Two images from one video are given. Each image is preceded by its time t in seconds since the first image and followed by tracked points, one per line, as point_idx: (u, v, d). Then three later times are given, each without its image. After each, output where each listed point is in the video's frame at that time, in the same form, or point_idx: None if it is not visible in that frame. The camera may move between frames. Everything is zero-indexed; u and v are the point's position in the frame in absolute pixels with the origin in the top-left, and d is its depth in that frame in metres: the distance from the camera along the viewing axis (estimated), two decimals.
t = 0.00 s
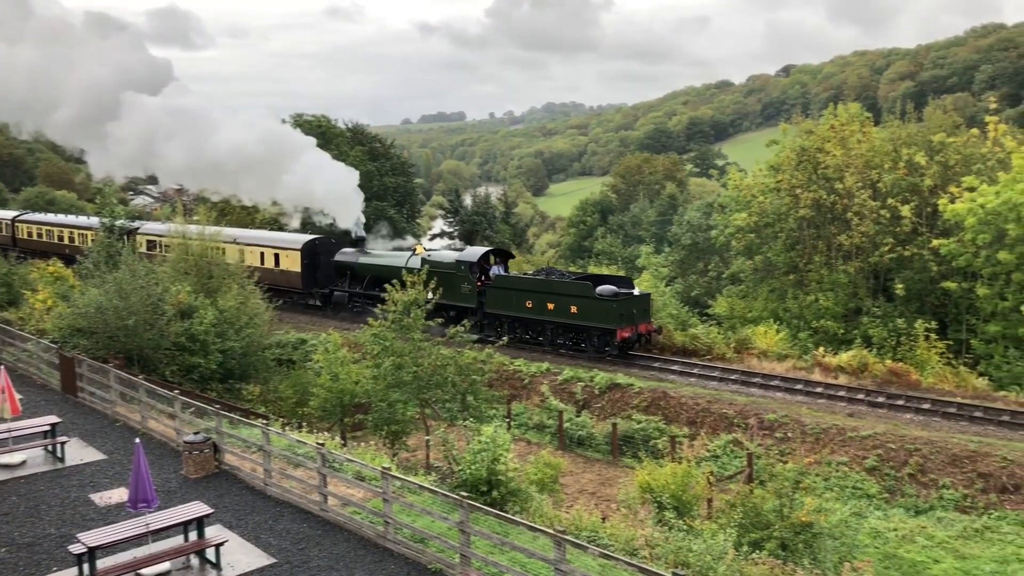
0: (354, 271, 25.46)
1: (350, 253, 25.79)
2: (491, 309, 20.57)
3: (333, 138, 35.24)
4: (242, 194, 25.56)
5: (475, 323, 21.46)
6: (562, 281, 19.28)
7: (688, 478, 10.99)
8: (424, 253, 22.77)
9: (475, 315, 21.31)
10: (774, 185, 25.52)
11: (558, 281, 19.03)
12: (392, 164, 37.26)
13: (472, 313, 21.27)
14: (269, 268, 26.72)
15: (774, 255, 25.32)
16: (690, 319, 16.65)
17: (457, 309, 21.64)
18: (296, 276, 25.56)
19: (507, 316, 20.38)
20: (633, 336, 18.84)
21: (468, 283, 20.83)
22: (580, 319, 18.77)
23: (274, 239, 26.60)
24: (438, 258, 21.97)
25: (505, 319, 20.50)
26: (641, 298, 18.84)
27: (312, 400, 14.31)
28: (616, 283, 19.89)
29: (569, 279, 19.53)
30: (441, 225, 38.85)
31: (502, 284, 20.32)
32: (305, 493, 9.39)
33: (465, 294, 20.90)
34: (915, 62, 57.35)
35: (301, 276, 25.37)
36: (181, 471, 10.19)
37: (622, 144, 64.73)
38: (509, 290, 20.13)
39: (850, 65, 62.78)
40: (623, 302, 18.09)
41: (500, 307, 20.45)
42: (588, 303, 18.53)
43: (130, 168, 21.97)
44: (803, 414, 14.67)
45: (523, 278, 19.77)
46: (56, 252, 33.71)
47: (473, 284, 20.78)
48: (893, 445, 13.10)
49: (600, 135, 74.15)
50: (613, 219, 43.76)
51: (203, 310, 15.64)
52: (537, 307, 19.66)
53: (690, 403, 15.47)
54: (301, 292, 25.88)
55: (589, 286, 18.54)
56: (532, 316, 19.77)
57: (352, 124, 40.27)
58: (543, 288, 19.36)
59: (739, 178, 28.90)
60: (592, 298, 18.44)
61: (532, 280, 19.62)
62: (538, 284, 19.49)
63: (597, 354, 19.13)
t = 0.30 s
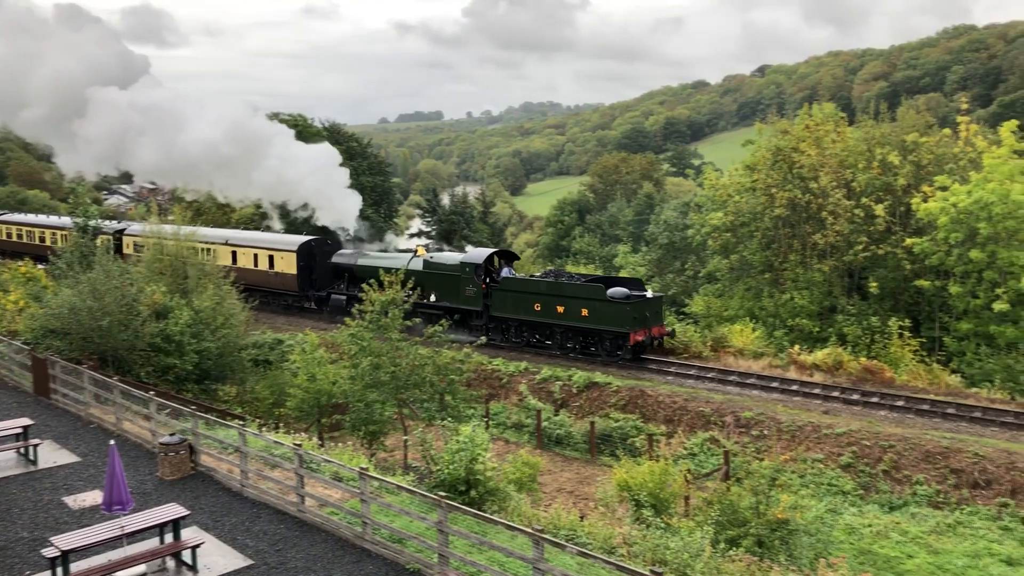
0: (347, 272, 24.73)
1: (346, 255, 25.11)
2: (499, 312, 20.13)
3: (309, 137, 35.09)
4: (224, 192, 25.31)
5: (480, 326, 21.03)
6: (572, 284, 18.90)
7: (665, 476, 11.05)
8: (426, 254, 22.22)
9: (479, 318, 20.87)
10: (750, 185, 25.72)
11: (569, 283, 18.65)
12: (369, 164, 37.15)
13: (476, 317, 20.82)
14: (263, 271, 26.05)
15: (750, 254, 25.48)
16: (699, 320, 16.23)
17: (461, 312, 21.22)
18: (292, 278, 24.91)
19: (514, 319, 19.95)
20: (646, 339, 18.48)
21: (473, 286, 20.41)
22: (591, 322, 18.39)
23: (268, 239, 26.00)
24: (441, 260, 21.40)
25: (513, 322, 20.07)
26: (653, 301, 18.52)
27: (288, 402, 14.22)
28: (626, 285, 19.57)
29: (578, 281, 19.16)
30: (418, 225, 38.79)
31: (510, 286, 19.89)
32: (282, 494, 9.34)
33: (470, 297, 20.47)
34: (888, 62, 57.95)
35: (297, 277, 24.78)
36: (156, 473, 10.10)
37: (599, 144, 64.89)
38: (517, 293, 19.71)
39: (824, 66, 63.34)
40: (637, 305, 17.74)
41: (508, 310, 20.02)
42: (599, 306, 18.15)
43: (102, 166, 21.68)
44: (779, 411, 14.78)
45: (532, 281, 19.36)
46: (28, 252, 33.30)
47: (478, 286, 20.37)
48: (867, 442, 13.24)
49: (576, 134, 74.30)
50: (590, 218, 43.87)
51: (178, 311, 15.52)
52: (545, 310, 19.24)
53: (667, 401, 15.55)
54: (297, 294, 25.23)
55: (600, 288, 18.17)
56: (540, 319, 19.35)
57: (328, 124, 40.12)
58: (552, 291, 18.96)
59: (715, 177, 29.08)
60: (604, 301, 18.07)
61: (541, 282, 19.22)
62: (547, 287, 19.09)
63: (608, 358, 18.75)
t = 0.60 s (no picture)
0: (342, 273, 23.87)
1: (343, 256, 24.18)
2: (506, 315, 19.48)
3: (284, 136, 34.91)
4: (211, 191, 25.08)
5: (485, 329, 20.41)
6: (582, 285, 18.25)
7: (641, 473, 11.10)
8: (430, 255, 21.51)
9: (484, 320, 20.26)
10: (725, 184, 25.92)
11: (579, 284, 17.99)
12: (345, 163, 37.00)
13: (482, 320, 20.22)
14: (256, 273, 25.34)
15: (725, 252, 25.63)
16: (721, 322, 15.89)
17: (465, 315, 20.62)
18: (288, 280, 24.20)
19: (522, 322, 19.28)
20: (660, 342, 17.88)
21: (478, 287, 19.88)
22: (603, 325, 17.77)
23: (261, 240, 25.28)
24: (446, 259, 20.85)
25: (520, 325, 19.43)
26: (666, 302, 17.93)
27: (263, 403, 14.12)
28: (637, 286, 18.95)
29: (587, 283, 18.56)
30: (394, 224, 38.71)
31: (517, 288, 19.22)
32: (258, 495, 9.29)
33: (475, 300, 19.89)
34: (860, 63, 58.50)
35: (292, 279, 24.08)
36: (129, 475, 10.01)
37: (574, 143, 65.01)
38: (525, 295, 19.04)
39: (797, 65, 63.88)
40: (651, 307, 17.14)
41: (516, 313, 19.36)
42: (612, 308, 17.55)
43: (67, 163, 21.29)
44: (753, 408, 14.90)
45: (541, 283, 18.70)
46: None
47: (484, 289, 19.79)
48: (841, 438, 13.37)
49: (552, 133, 74.40)
50: (566, 217, 43.96)
51: (152, 311, 15.39)
52: (555, 313, 18.58)
53: (643, 398, 15.63)
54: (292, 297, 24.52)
55: (612, 290, 17.53)
56: (549, 323, 18.69)
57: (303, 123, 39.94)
58: (561, 293, 18.31)
59: (690, 176, 29.25)
60: (617, 303, 17.43)
61: (549, 284, 18.55)
62: (556, 289, 18.42)
63: (620, 362, 18.14)
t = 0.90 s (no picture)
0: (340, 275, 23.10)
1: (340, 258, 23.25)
2: (513, 316, 18.96)
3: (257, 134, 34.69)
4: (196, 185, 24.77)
5: (491, 331, 19.92)
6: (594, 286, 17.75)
7: (617, 470, 11.13)
8: (432, 255, 20.86)
9: (491, 322, 19.78)
10: (698, 182, 26.09)
11: (591, 286, 17.48)
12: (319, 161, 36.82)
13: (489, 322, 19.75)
14: (249, 274, 24.60)
15: (699, 250, 25.76)
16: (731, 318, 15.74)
17: (469, 317, 20.14)
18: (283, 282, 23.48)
19: (531, 324, 18.75)
20: (675, 345, 17.40)
21: (484, 289, 19.39)
22: (616, 327, 17.30)
23: (254, 240, 24.57)
24: (448, 261, 20.35)
25: (527, 327, 18.92)
26: (681, 304, 17.44)
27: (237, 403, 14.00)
28: (649, 286, 18.49)
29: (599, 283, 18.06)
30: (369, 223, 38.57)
31: (525, 290, 18.67)
32: (232, 496, 9.22)
33: (482, 302, 19.40)
34: (832, 62, 58.97)
35: (288, 282, 23.30)
36: (101, 477, 9.91)
37: (549, 141, 65.09)
38: (535, 296, 18.48)
39: (770, 65, 64.33)
40: (666, 308, 16.68)
41: (523, 314, 18.82)
42: (625, 309, 17.08)
43: (33, 160, 20.99)
44: (728, 405, 15.00)
45: (550, 284, 18.14)
46: None
47: (491, 290, 19.31)
48: (814, 434, 13.50)
49: (528, 132, 74.42)
50: (542, 216, 44.00)
51: (124, 311, 15.22)
52: (565, 314, 18.07)
53: (619, 396, 15.69)
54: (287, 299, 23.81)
55: (627, 292, 17.03)
56: (559, 325, 18.18)
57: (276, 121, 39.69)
58: (573, 294, 17.79)
59: (664, 175, 29.39)
60: (632, 305, 16.95)
61: (559, 285, 18.02)
62: (568, 290, 17.91)
63: (634, 365, 17.69)
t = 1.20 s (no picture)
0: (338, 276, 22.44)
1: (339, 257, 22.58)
2: (522, 318, 18.48)
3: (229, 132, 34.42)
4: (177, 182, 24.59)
5: (498, 333, 19.42)
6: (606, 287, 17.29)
7: (592, 467, 11.16)
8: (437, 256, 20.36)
9: (499, 324, 19.27)
10: (672, 180, 26.27)
11: (604, 286, 17.01)
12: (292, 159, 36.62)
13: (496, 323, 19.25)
14: (240, 274, 23.92)
15: (672, 247, 25.88)
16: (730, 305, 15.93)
17: (475, 319, 19.64)
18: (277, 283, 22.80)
19: (541, 325, 18.27)
20: (692, 346, 16.96)
21: (491, 289, 18.87)
22: (630, 329, 16.85)
23: (246, 239, 23.93)
24: (454, 260, 19.92)
25: (537, 329, 18.45)
26: (697, 305, 17.00)
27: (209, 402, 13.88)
28: (663, 286, 18.09)
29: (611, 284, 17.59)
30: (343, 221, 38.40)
31: (535, 291, 18.19)
32: (205, 497, 9.17)
33: (489, 303, 18.89)
34: (803, 61, 59.48)
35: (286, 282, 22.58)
36: (70, 479, 9.80)
37: (524, 139, 65.12)
38: (544, 297, 18.02)
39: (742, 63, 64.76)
40: (683, 310, 16.24)
41: (533, 316, 18.35)
42: (639, 311, 16.63)
43: None
44: (701, 401, 15.11)
45: (560, 285, 17.68)
46: None
47: (498, 290, 18.81)
48: (786, 430, 13.63)
49: (502, 129, 74.38)
50: (517, 213, 44.02)
51: (94, 310, 15.04)
52: (577, 316, 17.60)
53: (593, 392, 15.75)
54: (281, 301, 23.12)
55: (641, 293, 16.58)
56: (570, 327, 17.71)
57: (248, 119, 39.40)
58: (584, 295, 17.33)
59: (638, 172, 29.54)
60: (647, 306, 16.51)
61: (570, 286, 17.56)
62: (579, 291, 17.44)
63: (648, 367, 17.25)
